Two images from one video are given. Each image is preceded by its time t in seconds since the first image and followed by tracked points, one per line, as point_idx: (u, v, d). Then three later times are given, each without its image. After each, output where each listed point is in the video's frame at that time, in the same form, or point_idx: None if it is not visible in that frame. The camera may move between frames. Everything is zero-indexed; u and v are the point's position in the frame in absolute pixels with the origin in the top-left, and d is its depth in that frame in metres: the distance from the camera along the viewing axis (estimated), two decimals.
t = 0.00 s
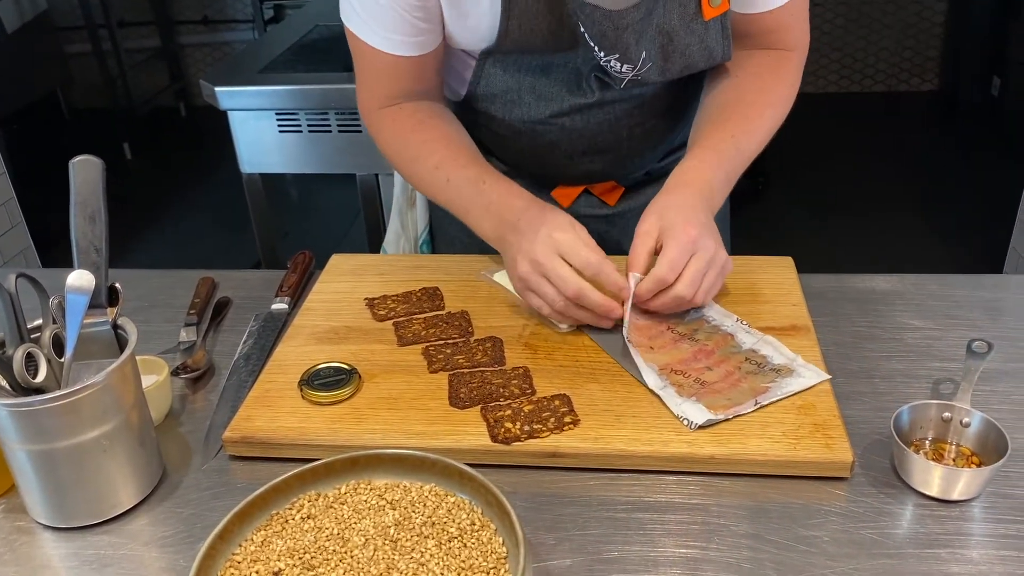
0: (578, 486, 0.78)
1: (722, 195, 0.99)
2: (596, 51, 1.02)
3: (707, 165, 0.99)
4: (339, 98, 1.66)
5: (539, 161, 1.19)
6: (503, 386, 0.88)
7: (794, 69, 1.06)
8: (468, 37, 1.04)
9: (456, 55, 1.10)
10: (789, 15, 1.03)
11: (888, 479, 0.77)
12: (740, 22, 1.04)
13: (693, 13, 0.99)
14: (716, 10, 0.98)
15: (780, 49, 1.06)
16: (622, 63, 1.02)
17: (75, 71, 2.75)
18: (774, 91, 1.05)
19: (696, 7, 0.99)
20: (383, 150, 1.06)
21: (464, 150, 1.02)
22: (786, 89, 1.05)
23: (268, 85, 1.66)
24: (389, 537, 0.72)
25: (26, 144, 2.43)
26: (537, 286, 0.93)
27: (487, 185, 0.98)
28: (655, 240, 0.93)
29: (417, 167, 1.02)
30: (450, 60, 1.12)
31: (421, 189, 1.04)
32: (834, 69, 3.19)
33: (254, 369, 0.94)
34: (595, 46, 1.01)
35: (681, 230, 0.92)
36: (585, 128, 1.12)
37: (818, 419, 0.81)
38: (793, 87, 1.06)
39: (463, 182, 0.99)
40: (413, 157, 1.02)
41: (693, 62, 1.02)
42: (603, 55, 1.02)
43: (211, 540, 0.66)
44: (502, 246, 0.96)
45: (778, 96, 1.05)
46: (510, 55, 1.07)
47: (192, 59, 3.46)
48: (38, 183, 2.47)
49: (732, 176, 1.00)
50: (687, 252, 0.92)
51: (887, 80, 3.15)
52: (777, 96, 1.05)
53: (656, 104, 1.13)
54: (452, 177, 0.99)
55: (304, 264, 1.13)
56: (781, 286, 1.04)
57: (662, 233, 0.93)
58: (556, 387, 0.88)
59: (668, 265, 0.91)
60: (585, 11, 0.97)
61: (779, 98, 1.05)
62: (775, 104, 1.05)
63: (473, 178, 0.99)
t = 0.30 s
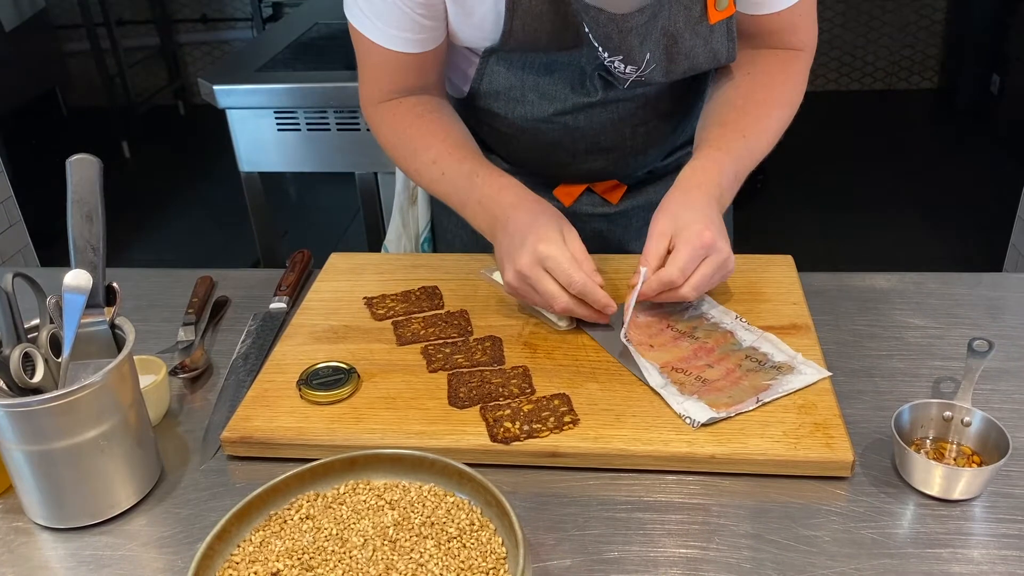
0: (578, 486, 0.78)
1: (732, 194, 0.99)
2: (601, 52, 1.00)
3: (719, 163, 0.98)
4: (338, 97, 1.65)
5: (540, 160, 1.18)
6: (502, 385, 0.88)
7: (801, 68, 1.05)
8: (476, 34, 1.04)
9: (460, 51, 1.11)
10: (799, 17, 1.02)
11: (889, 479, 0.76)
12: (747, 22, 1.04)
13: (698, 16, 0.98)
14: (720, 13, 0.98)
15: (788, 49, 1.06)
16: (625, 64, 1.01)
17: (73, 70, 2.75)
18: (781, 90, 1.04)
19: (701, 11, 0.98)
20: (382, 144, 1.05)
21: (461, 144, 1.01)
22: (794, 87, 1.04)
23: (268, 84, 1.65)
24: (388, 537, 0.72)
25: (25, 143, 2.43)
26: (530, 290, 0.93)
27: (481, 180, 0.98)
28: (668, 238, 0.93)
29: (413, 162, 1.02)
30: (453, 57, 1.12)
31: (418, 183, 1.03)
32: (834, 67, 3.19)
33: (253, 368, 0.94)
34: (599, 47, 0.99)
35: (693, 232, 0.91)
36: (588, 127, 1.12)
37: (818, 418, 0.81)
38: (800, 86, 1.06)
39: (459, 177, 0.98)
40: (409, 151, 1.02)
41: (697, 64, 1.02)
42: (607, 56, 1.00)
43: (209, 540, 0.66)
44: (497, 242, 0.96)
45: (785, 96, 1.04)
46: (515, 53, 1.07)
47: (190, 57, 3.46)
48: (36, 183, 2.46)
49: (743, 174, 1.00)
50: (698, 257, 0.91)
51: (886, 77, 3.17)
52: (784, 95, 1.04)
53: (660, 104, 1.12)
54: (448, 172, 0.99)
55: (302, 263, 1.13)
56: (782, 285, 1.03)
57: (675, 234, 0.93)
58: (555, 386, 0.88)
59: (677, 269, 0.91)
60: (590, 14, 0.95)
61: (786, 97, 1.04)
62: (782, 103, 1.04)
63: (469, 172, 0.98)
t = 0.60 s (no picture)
0: (581, 486, 0.78)
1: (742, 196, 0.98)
2: (605, 54, 1.01)
3: (730, 163, 0.98)
4: (338, 96, 1.65)
5: (543, 158, 1.18)
6: (505, 385, 0.88)
7: (811, 71, 1.05)
8: (482, 33, 1.04)
9: (465, 49, 1.10)
10: (805, 21, 1.01)
11: (892, 480, 0.76)
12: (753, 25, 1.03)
13: (703, 21, 0.97)
14: (725, 18, 0.97)
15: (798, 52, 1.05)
16: (630, 67, 1.01)
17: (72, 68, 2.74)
18: (792, 92, 1.03)
19: (707, 16, 0.97)
20: (393, 144, 1.05)
21: (473, 143, 1.01)
22: (803, 90, 1.04)
23: (268, 83, 1.65)
24: (390, 538, 0.71)
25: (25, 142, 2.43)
26: (543, 292, 0.93)
27: (493, 180, 0.97)
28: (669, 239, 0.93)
29: (425, 162, 1.01)
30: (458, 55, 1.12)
31: (430, 183, 1.03)
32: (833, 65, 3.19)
33: (254, 369, 0.94)
34: (604, 49, 0.99)
35: (698, 236, 0.91)
36: (592, 126, 1.12)
37: (822, 419, 0.81)
38: (810, 88, 1.05)
39: (471, 177, 0.98)
40: (421, 151, 1.01)
41: (702, 67, 1.02)
42: (611, 59, 1.00)
43: (211, 542, 0.65)
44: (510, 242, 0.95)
45: (796, 98, 1.04)
46: (519, 52, 1.07)
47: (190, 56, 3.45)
48: (35, 182, 2.45)
49: (753, 177, 1.00)
50: (693, 259, 0.91)
51: (887, 75, 3.16)
52: (795, 98, 1.04)
53: (665, 104, 1.12)
54: (460, 172, 0.98)
55: (303, 262, 1.13)
56: (784, 284, 1.03)
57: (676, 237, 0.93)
58: (557, 387, 0.87)
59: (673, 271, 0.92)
60: (595, 17, 0.95)
61: (798, 99, 1.04)
62: (793, 106, 1.04)
63: (481, 172, 0.98)
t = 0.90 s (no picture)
0: (582, 488, 0.78)
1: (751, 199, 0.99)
2: (611, 52, 1.01)
3: (739, 167, 0.98)
4: (338, 96, 1.65)
5: (546, 158, 1.18)
6: (506, 387, 0.88)
7: (814, 73, 1.05)
8: (488, 31, 1.04)
9: (470, 47, 1.10)
10: (810, 22, 1.01)
11: (894, 481, 0.76)
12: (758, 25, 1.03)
13: (711, 20, 0.97)
14: (733, 18, 0.97)
15: (800, 55, 1.05)
16: (636, 66, 1.01)
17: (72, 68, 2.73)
18: (799, 94, 1.03)
19: (715, 16, 0.96)
20: (394, 142, 1.05)
21: (473, 143, 1.01)
22: (809, 94, 1.04)
23: (267, 83, 1.65)
24: (391, 540, 0.71)
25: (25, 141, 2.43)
26: (551, 287, 0.93)
27: (492, 181, 0.97)
28: (685, 246, 0.93)
29: (425, 160, 1.01)
30: (464, 53, 1.12)
31: (429, 182, 1.03)
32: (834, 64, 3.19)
33: (255, 370, 0.94)
34: (610, 48, 0.99)
35: (714, 246, 0.92)
36: (597, 125, 1.12)
37: (823, 420, 0.81)
38: (815, 89, 1.05)
39: (471, 177, 0.98)
40: (420, 150, 1.01)
41: (708, 67, 1.01)
42: (618, 57, 1.00)
43: (212, 545, 0.65)
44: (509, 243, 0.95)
45: (802, 100, 1.04)
46: (525, 50, 1.06)
47: (190, 55, 3.45)
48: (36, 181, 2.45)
49: (761, 179, 1.00)
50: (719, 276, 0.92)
51: (887, 74, 3.17)
52: (802, 99, 1.04)
53: (669, 103, 1.12)
54: (460, 172, 0.98)
55: (303, 263, 1.13)
56: (784, 285, 1.03)
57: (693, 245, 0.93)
58: (558, 388, 0.87)
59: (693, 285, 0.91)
60: (603, 15, 0.95)
61: (804, 101, 1.04)
62: (800, 108, 1.04)
63: (481, 173, 0.98)
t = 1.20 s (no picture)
0: (580, 487, 0.78)
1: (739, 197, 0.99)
2: (615, 49, 1.00)
3: (729, 164, 0.98)
4: (337, 96, 1.65)
5: (548, 155, 1.19)
6: (504, 385, 0.88)
7: (810, 72, 1.05)
8: (491, 28, 1.03)
9: (473, 44, 1.10)
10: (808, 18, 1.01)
11: (893, 480, 0.76)
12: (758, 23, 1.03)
13: (714, 17, 0.98)
14: (736, 16, 0.98)
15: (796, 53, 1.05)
16: (640, 63, 1.01)
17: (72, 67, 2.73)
18: (791, 93, 1.03)
19: (718, 12, 0.97)
20: (391, 138, 1.04)
21: (471, 143, 1.01)
22: (804, 91, 1.04)
23: (267, 83, 1.65)
24: (390, 539, 0.71)
25: (25, 142, 2.43)
26: (540, 280, 0.92)
27: (492, 180, 0.98)
28: (670, 247, 0.93)
29: (422, 156, 1.01)
30: (467, 50, 1.11)
31: (423, 179, 1.02)
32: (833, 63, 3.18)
33: (254, 369, 0.94)
34: (614, 45, 0.99)
35: (699, 246, 0.92)
36: (600, 122, 1.12)
37: (822, 419, 0.81)
38: (809, 89, 1.05)
39: (470, 175, 0.98)
40: (418, 146, 1.01)
41: (711, 63, 1.01)
42: (621, 54, 1.00)
43: (211, 543, 0.66)
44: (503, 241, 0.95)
45: (795, 99, 1.04)
46: (529, 47, 1.06)
47: (190, 54, 3.44)
48: (35, 181, 2.45)
49: (751, 175, 1.00)
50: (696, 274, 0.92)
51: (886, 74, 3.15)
52: (794, 98, 1.04)
53: (672, 100, 1.13)
54: (459, 170, 0.99)
55: (303, 262, 1.13)
56: (783, 283, 1.03)
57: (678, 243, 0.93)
58: (557, 387, 0.87)
59: (675, 285, 0.92)
60: (607, 12, 0.95)
61: (796, 99, 1.04)
62: (792, 107, 1.04)
63: (481, 173, 0.99)
